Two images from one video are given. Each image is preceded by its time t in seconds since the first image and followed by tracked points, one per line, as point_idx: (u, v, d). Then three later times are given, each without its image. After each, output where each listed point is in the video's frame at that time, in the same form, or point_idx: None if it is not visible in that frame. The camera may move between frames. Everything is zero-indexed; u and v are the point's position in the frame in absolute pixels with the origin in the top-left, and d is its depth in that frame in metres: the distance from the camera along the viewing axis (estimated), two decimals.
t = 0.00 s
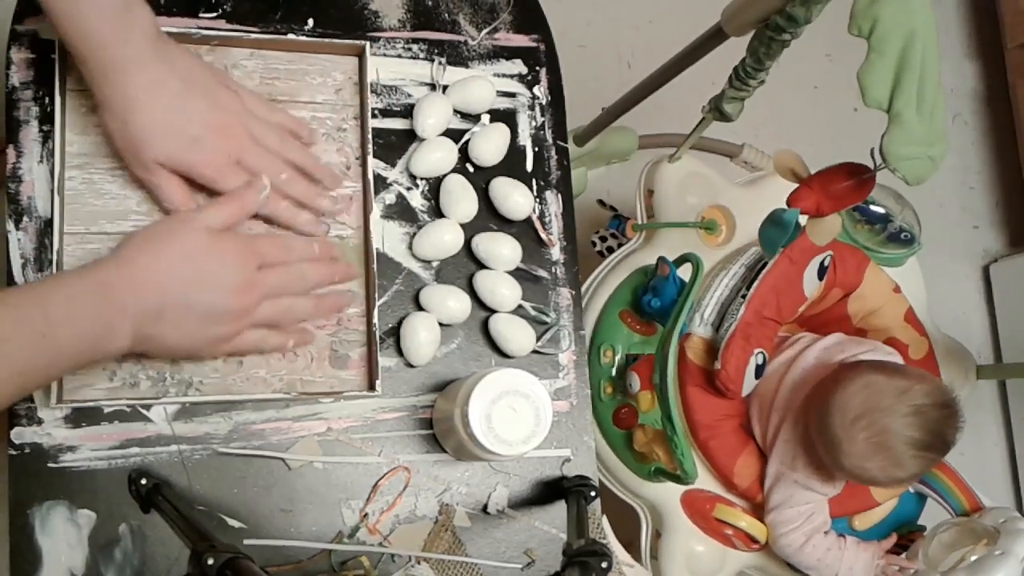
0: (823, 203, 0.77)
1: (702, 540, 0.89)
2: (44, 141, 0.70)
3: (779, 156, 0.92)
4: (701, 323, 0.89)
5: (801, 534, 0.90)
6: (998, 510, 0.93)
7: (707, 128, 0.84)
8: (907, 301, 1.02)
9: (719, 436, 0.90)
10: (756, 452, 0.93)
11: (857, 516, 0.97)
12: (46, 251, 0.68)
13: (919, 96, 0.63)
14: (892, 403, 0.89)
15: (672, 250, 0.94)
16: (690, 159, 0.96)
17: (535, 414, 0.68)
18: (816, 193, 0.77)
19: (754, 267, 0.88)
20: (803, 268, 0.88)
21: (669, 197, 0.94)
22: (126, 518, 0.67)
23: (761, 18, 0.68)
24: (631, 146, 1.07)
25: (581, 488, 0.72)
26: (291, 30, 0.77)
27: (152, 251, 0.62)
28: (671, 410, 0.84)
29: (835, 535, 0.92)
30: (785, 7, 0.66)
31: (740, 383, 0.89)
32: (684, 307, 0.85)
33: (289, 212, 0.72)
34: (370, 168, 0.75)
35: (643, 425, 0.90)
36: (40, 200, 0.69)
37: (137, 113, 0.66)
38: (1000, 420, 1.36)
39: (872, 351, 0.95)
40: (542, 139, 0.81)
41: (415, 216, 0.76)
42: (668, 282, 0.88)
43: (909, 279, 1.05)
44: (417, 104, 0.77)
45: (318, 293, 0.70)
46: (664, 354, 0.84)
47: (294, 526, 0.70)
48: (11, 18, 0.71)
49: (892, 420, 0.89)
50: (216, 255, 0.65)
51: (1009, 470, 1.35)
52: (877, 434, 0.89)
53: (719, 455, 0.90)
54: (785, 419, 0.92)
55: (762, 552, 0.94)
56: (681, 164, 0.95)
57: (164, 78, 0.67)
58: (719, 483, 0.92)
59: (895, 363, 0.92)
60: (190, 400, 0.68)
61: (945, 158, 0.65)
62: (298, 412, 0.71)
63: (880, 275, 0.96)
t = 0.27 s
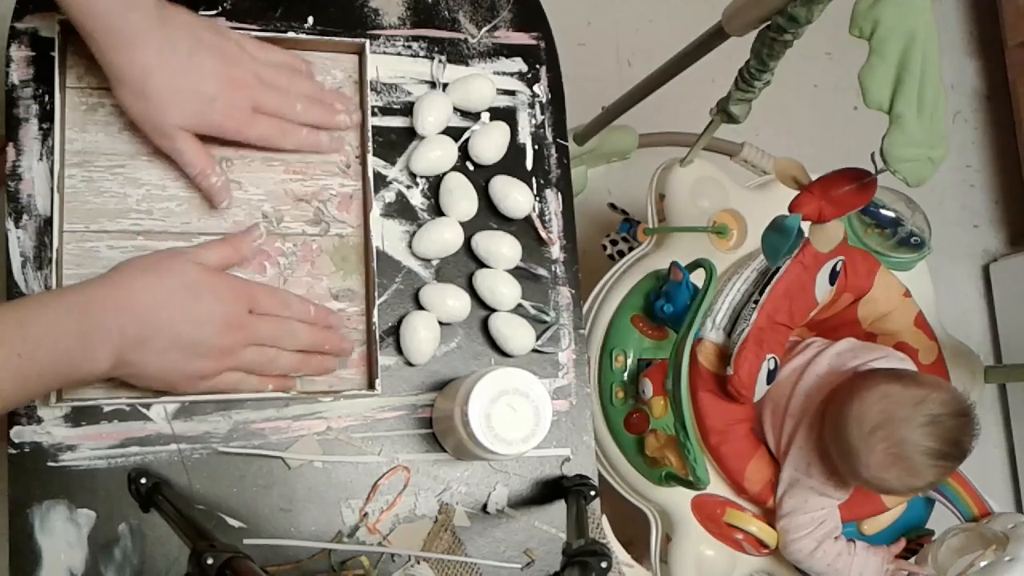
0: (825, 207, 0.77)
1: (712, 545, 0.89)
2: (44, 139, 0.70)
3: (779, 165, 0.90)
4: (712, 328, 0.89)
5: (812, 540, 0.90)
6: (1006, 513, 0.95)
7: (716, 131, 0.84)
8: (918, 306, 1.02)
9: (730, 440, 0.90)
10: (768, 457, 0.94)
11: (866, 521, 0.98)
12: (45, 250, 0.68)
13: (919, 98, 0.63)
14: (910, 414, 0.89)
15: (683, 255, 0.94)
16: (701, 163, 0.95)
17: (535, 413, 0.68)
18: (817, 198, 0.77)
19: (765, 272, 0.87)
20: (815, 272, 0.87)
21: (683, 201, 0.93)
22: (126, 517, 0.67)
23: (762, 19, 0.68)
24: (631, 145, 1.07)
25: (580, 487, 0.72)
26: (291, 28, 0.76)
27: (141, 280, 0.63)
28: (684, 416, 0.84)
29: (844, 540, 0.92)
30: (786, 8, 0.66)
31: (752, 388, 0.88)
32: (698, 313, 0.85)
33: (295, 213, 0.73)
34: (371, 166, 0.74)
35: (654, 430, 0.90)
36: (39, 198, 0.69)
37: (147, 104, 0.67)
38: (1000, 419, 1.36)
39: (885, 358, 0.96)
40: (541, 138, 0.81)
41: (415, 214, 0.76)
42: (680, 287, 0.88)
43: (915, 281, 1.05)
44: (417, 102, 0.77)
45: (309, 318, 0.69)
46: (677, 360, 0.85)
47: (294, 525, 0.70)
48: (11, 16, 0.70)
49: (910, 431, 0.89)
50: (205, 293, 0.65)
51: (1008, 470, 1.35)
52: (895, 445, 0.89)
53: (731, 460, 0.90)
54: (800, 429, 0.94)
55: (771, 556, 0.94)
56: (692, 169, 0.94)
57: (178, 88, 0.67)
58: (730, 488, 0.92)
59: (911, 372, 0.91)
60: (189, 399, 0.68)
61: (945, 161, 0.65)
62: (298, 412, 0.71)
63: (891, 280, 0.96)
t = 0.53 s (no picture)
0: (822, 204, 0.76)
1: (707, 546, 0.89)
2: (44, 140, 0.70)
3: (778, 155, 0.88)
4: (708, 331, 0.89)
5: (808, 541, 0.90)
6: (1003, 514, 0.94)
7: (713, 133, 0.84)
8: (914, 306, 1.02)
9: (727, 442, 0.90)
10: (765, 460, 0.94)
11: (863, 522, 0.98)
12: (45, 251, 0.68)
13: (919, 99, 0.63)
14: (906, 414, 0.89)
15: (679, 257, 0.94)
16: (697, 166, 0.95)
17: (535, 414, 0.68)
18: (815, 192, 0.76)
19: (761, 274, 0.88)
20: (810, 274, 0.89)
21: (678, 203, 0.93)
22: (126, 518, 0.67)
23: (762, 20, 0.68)
24: (630, 146, 1.07)
25: (580, 488, 0.72)
26: (291, 30, 0.76)
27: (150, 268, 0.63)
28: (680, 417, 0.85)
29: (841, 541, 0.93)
30: (785, 9, 0.66)
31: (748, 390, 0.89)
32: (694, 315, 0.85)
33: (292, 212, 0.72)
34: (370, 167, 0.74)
35: (651, 432, 0.90)
36: (39, 199, 0.69)
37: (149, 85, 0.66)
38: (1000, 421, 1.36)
39: (880, 359, 0.96)
40: (541, 139, 0.81)
41: (415, 215, 0.76)
42: (676, 289, 0.88)
43: (913, 283, 1.05)
44: (417, 103, 0.77)
45: (296, 332, 0.68)
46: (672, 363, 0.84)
47: (294, 526, 0.70)
48: (11, 17, 0.71)
49: (906, 432, 0.89)
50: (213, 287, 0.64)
51: (1008, 471, 1.35)
52: (891, 446, 0.89)
53: (727, 463, 0.90)
54: (795, 432, 0.93)
55: (767, 558, 0.94)
56: (687, 171, 0.94)
57: (179, 81, 0.67)
58: (726, 490, 0.92)
59: (907, 373, 0.92)
60: (189, 400, 0.67)
61: (944, 162, 0.65)
62: (298, 413, 0.71)
63: (886, 281, 0.96)
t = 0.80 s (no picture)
0: (824, 209, 0.77)
1: (699, 543, 0.89)
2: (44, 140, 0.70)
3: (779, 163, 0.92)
4: (700, 327, 0.89)
5: (798, 539, 0.90)
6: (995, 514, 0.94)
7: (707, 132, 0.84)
8: (906, 305, 1.02)
9: (717, 439, 0.89)
10: (756, 457, 0.93)
11: (855, 520, 0.98)
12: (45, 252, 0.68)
13: (918, 99, 0.63)
14: (893, 410, 0.89)
15: (672, 254, 0.94)
16: (690, 163, 0.96)
17: (535, 414, 0.68)
18: (816, 199, 0.77)
19: (753, 271, 0.88)
20: (802, 272, 0.89)
21: (671, 200, 0.94)
22: (126, 518, 0.67)
23: (762, 20, 0.68)
24: (630, 146, 1.07)
25: (580, 489, 0.72)
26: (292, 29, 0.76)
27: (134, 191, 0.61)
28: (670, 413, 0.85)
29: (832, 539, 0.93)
30: (785, 9, 0.66)
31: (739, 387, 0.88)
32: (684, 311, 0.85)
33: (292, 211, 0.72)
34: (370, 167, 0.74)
35: (641, 429, 0.89)
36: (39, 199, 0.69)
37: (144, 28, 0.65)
38: (1000, 421, 1.36)
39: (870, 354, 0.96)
40: (541, 139, 0.81)
41: (415, 215, 0.76)
42: (667, 285, 0.88)
43: (910, 283, 1.05)
44: (417, 103, 0.77)
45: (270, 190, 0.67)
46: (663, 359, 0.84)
47: (294, 526, 0.70)
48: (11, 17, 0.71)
49: (894, 426, 0.89)
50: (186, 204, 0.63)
51: (1008, 472, 1.35)
52: (880, 441, 0.89)
53: (717, 460, 0.89)
54: (786, 430, 0.93)
55: (757, 556, 0.94)
56: (680, 169, 0.94)
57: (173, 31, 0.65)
58: (717, 488, 0.92)
59: (895, 368, 0.91)
60: (190, 400, 0.68)
61: (944, 162, 0.65)
62: (298, 413, 0.71)
63: (878, 279, 0.97)
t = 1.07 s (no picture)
0: (822, 204, 0.77)
1: (701, 545, 0.89)
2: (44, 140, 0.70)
3: (778, 161, 0.87)
4: (700, 328, 0.89)
5: (800, 540, 0.89)
6: (996, 515, 0.95)
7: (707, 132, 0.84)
8: (907, 306, 1.02)
9: (718, 440, 0.89)
10: (757, 459, 0.93)
11: (856, 521, 0.98)
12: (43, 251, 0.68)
13: (919, 99, 0.63)
14: (891, 404, 0.90)
15: (672, 255, 0.94)
16: (690, 166, 0.96)
17: (535, 414, 0.68)
18: (815, 194, 0.77)
19: (753, 272, 0.88)
20: (803, 272, 0.88)
21: (671, 201, 0.94)
22: (126, 518, 0.67)
23: (762, 20, 0.68)
24: (631, 146, 1.07)
25: (580, 489, 0.73)
26: (292, 29, 0.76)
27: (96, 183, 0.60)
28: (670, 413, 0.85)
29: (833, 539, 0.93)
30: (786, 9, 0.66)
31: (739, 388, 0.88)
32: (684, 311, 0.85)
33: (294, 212, 0.73)
34: (370, 168, 0.74)
35: (642, 430, 0.90)
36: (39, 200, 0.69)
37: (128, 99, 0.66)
38: (1000, 421, 1.36)
39: (868, 352, 0.97)
40: (541, 139, 0.81)
41: (415, 216, 0.76)
42: (667, 287, 0.88)
43: (909, 283, 1.05)
44: (417, 103, 0.77)
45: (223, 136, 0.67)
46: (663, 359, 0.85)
47: (294, 526, 0.70)
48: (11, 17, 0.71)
49: (892, 421, 0.90)
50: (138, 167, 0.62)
51: (1007, 471, 1.35)
52: (880, 436, 0.89)
53: (718, 461, 0.89)
54: (788, 432, 0.94)
55: (760, 556, 0.94)
56: (680, 170, 0.94)
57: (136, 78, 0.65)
58: (718, 489, 0.92)
59: (892, 363, 0.92)
60: (190, 400, 0.68)
61: (944, 162, 0.65)
62: (298, 413, 0.71)
63: (879, 280, 0.96)
